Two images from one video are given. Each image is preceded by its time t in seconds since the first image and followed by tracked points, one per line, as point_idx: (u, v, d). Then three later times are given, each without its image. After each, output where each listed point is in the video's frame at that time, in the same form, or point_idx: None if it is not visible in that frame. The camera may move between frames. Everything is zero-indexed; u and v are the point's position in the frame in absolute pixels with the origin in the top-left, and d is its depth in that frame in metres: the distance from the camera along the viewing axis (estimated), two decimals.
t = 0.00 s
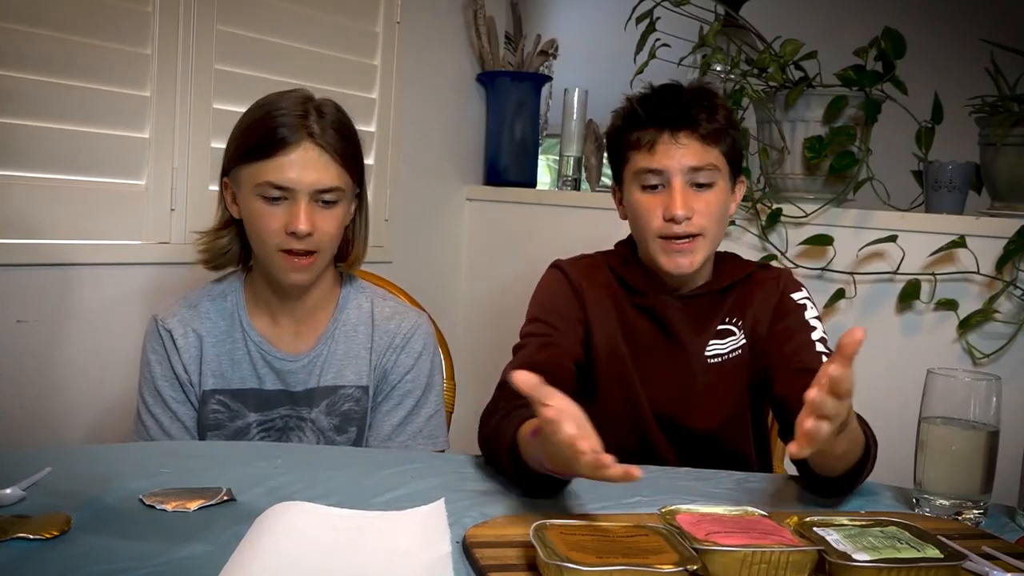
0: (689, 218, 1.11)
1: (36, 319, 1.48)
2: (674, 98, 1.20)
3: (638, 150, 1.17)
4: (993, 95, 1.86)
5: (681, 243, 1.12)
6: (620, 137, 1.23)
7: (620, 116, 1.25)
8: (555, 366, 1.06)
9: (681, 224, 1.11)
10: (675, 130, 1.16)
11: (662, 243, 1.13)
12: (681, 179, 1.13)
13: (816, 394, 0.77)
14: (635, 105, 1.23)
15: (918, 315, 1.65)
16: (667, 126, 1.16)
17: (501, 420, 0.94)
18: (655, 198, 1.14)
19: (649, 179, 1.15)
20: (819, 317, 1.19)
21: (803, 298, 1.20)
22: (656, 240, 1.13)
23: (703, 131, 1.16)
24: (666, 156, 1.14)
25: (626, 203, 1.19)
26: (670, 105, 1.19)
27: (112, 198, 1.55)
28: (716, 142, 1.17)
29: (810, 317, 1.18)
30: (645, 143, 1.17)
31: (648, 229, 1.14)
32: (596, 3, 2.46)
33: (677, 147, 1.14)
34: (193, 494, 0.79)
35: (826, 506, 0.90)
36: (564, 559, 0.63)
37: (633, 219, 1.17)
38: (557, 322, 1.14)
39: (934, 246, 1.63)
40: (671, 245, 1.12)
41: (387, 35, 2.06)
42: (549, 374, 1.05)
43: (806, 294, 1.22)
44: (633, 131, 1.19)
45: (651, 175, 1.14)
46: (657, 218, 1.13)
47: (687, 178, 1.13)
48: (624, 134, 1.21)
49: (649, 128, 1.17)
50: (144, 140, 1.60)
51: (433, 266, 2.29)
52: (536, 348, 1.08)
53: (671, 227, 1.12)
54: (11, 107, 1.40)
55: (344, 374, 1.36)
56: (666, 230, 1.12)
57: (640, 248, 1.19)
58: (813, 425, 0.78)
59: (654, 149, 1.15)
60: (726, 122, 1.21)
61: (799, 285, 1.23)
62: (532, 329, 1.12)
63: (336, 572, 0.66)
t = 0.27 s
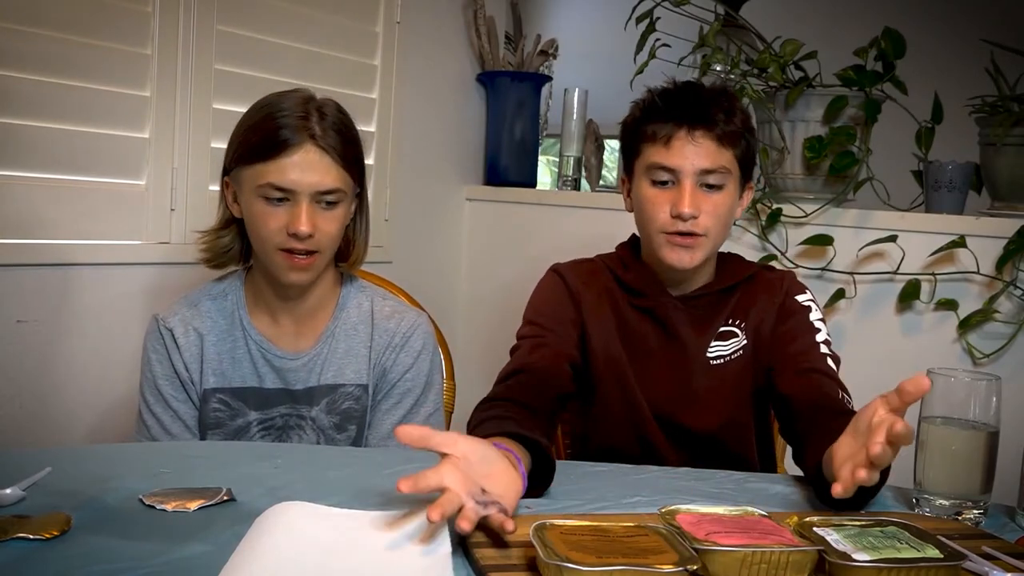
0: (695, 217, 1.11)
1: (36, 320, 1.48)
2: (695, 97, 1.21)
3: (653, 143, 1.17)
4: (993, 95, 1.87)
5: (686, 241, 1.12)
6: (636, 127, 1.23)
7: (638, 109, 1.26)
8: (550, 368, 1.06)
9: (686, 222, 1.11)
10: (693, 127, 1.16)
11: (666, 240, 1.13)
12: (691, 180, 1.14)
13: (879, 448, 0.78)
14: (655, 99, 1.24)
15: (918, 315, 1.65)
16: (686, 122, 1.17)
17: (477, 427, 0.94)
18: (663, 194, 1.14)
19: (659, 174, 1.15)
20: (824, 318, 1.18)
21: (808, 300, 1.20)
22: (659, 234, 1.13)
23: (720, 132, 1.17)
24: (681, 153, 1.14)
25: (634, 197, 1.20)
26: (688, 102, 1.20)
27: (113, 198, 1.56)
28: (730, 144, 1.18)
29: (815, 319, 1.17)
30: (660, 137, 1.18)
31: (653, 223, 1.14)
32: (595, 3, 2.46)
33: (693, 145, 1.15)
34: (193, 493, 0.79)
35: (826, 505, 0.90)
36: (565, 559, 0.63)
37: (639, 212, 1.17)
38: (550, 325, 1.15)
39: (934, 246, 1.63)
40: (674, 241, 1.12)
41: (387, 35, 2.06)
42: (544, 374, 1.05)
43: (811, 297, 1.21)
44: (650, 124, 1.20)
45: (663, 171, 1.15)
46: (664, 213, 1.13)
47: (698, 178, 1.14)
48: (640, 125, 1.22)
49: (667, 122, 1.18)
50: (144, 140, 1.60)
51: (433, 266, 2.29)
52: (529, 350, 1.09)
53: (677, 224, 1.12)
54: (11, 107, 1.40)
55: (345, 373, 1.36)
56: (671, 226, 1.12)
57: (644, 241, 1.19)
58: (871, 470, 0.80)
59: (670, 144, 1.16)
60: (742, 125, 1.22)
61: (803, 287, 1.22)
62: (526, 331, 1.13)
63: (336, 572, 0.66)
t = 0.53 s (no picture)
0: (699, 207, 1.11)
1: (36, 319, 1.48)
2: (696, 90, 1.21)
3: (656, 134, 1.18)
4: (993, 95, 1.86)
5: (689, 231, 1.12)
6: (640, 120, 1.24)
7: (642, 102, 1.26)
8: (550, 368, 1.06)
9: (689, 211, 1.12)
10: (696, 117, 1.17)
11: (669, 229, 1.13)
12: (695, 170, 1.14)
13: (870, 434, 0.79)
14: (658, 92, 1.24)
15: (918, 315, 1.65)
16: (688, 113, 1.17)
17: (476, 427, 0.94)
18: (666, 183, 1.14)
19: (662, 165, 1.15)
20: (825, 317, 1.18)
21: (809, 298, 1.19)
22: (663, 225, 1.13)
23: (723, 123, 1.17)
24: (683, 143, 1.15)
25: (637, 188, 1.20)
26: (692, 95, 1.20)
27: (113, 198, 1.56)
28: (734, 136, 1.18)
29: (816, 318, 1.17)
30: (663, 128, 1.18)
31: (656, 214, 1.14)
32: (595, 3, 2.47)
33: (696, 135, 1.15)
34: (193, 494, 0.79)
35: (825, 505, 0.90)
36: (564, 559, 0.63)
37: (642, 204, 1.17)
38: (551, 322, 1.15)
39: (934, 246, 1.63)
40: (677, 231, 1.12)
41: (387, 35, 2.06)
42: (545, 374, 1.05)
43: (812, 295, 1.21)
44: (654, 115, 1.20)
45: (666, 161, 1.15)
46: (667, 202, 1.13)
47: (702, 168, 1.14)
48: (644, 116, 1.22)
49: (670, 113, 1.18)
50: (144, 140, 1.60)
51: (433, 266, 2.29)
52: (529, 349, 1.09)
53: (681, 213, 1.12)
54: (11, 108, 1.40)
55: (344, 372, 1.36)
56: (674, 216, 1.12)
57: (647, 236, 1.19)
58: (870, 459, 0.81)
59: (673, 134, 1.16)
60: (745, 117, 1.22)
61: (805, 285, 1.22)
62: (528, 330, 1.13)
63: (336, 572, 0.66)
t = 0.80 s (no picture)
0: (707, 205, 1.12)
1: (36, 319, 1.48)
2: (702, 89, 1.21)
3: (661, 133, 1.18)
4: (993, 95, 1.86)
5: (695, 232, 1.12)
6: (644, 118, 1.23)
7: (646, 100, 1.26)
8: (552, 368, 1.06)
9: (696, 211, 1.12)
10: (702, 116, 1.16)
11: (675, 230, 1.13)
12: (701, 169, 1.14)
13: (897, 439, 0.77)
14: (663, 90, 1.23)
15: (918, 315, 1.65)
16: (694, 112, 1.17)
17: (474, 423, 0.94)
18: (673, 183, 1.14)
19: (668, 165, 1.15)
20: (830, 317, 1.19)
21: (814, 297, 1.20)
22: (669, 227, 1.13)
23: (729, 121, 1.17)
24: (689, 143, 1.15)
25: (642, 188, 1.20)
26: (698, 93, 1.20)
27: (113, 198, 1.56)
28: (739, 134, 1.18)
29: (821, 317, 1.18)
30: (669, 127, 1.18)
31: (662, 216, 1.14)
32: (595, 3, 2.47)
33: (702, 134, 1.15)
34: (193, 494, 0.79)
35: (827, 506, 0.90)
36: (564, 559, 0.63)
37: (647, 203, 1.17)
38: (554, 322, 1.15)
39: (934, 246, 1.63)
40: (682, 233, 1.13)
41: (387, 35, 2.06)
42: (547, 374, 1.05)
43: (817, 294, 1.22)
44: (659, 115, 1.20)
45: (672, 161, 1.15)
46: (674, 203, 1.13)
47: (708, 168, 1.14)
48: (649, 115, 1.22)
49: (675, 112, 1.18)
50: (144, 140, 1.60)
51: (433, 266, 2.29)
52: (532, 349, 1.09)
53: (688, 214, 1.12)
54: (11, 108, 1.40)
55: (344, 371, 1.36)
56: (681, 217, 1.12)
57: (651, 234, 1.19)
58: (892, 464, 0.79)
59: (679, 134, 1.16)
60: (751, 115, 1.22)
61: (809, 285, 1.23)
62: (530, 330, 1.13)
63: (336, 572, 0.66)
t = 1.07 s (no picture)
0: (711, 210, 1.12)
1: (36, 319, 1.48)
2: (711, 89, 1.20)
3: (672, 133, 1.17)
4: (993, 95, 1.87)
5: (700, 232, 1.12)
6: (653, 115, 1.23)
7: (654, 97, 1.25)
8: (552, 369, 1.06)
9: (702, 214, 1.12)
10: (713, 118, 1.16)
11: (680, 230, 1.13)
12: (709, 170, 1.14)
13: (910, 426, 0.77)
14: (673, 88, 1.23)
15: (918, 315, 1.66)
16: (705, 113, 1.17)
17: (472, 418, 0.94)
18: (679, 183, 1.14)
19: (675, 164, 1.15)
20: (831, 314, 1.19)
21: (816, 295, 1.20)
22: (674, 226, 1.13)
23: (739, 125, 1.17)
24: (697, 144, 1.14)
25: (648, 187, 1.19)
26: (711, 94, 1.19)
27: (113, 198, 1.56)
28: (747, 138, 1.18)
29: (823, 316, 1.18)
30: (679, 127, 1.17)
31: (668, 215, 1.14)
32: (595, 3, 2.47)
33: (711, 136, 1.15)
34: (193, 494, 0.79)
35: (826, 506, 0.90)
36: (564, 559, 0.63)
37: (652, 202, 1.17)
38: (553, 323, 1.15)
39: (934, 246, 1.63)
40: (688, 233, 1.13)
41: (387, 35, 2.06)
42: (547, 374, 1.05)
43: (818, 293, 1.22)
44: (668, 113, 1.19)
45: (678, 160, 1.15)
46: (680, 205, 1.13)
47: (715, 169, 1.14)
48: (657, 113, 1.22)
49: (685, 112, 1.18)
50: (144, 140, 1.60)
51: (433, 266, 2.29)
52: (533, 348, 1.09)
53: (694, 215, 1.12)
54: (11, 108, 1.40)
55: (347, 372, 1.36)
56: (686, 217, 1.12)
57: (655, 233, 1.19)
58: (902, 450, 0.79)
59: (688, 134, 1.15)
60: (760, 119, 1.22)
61: (811, 284, 1.23)
62: (529, 330, 1.13)
63: (336, 572, 0.66)
